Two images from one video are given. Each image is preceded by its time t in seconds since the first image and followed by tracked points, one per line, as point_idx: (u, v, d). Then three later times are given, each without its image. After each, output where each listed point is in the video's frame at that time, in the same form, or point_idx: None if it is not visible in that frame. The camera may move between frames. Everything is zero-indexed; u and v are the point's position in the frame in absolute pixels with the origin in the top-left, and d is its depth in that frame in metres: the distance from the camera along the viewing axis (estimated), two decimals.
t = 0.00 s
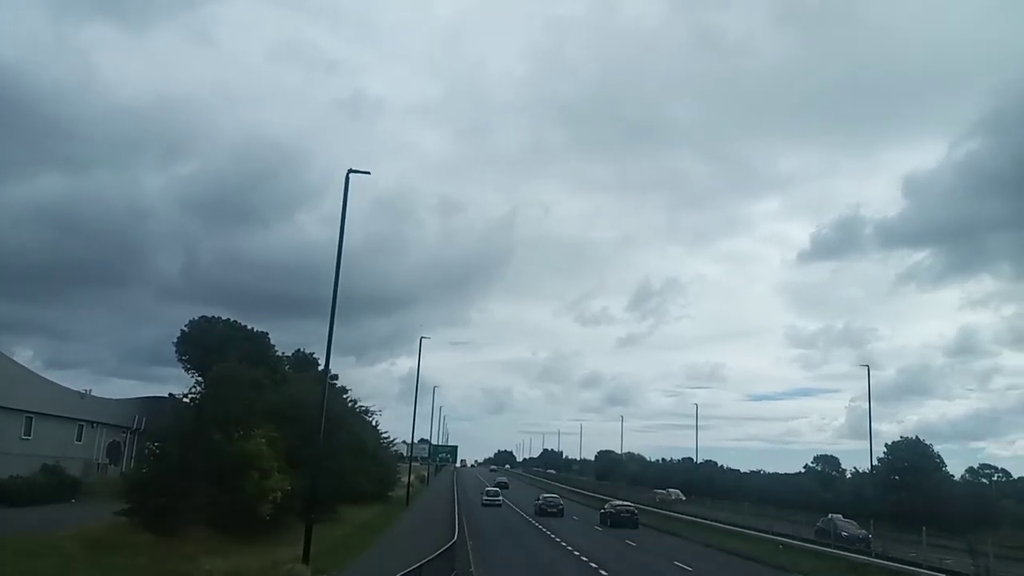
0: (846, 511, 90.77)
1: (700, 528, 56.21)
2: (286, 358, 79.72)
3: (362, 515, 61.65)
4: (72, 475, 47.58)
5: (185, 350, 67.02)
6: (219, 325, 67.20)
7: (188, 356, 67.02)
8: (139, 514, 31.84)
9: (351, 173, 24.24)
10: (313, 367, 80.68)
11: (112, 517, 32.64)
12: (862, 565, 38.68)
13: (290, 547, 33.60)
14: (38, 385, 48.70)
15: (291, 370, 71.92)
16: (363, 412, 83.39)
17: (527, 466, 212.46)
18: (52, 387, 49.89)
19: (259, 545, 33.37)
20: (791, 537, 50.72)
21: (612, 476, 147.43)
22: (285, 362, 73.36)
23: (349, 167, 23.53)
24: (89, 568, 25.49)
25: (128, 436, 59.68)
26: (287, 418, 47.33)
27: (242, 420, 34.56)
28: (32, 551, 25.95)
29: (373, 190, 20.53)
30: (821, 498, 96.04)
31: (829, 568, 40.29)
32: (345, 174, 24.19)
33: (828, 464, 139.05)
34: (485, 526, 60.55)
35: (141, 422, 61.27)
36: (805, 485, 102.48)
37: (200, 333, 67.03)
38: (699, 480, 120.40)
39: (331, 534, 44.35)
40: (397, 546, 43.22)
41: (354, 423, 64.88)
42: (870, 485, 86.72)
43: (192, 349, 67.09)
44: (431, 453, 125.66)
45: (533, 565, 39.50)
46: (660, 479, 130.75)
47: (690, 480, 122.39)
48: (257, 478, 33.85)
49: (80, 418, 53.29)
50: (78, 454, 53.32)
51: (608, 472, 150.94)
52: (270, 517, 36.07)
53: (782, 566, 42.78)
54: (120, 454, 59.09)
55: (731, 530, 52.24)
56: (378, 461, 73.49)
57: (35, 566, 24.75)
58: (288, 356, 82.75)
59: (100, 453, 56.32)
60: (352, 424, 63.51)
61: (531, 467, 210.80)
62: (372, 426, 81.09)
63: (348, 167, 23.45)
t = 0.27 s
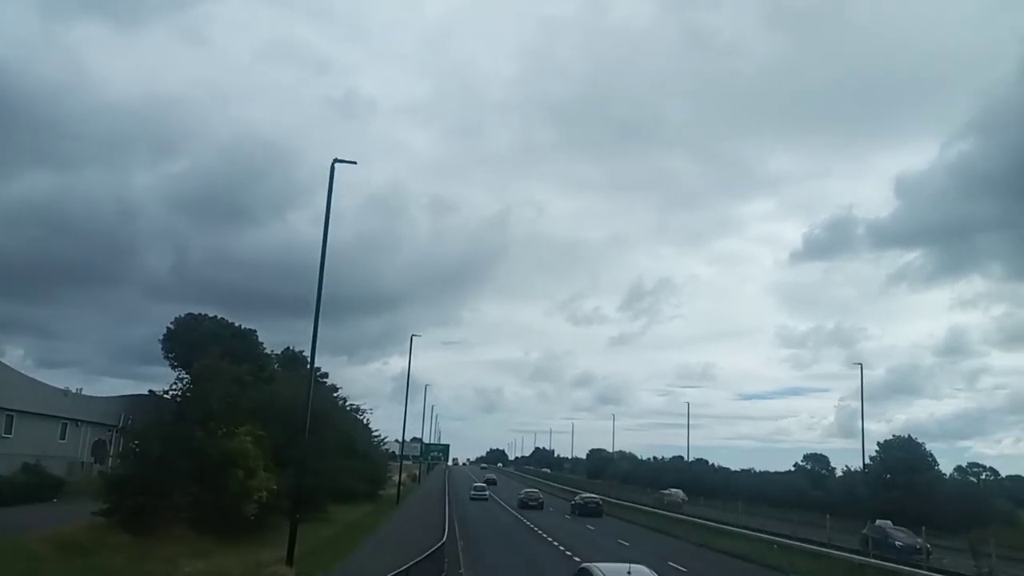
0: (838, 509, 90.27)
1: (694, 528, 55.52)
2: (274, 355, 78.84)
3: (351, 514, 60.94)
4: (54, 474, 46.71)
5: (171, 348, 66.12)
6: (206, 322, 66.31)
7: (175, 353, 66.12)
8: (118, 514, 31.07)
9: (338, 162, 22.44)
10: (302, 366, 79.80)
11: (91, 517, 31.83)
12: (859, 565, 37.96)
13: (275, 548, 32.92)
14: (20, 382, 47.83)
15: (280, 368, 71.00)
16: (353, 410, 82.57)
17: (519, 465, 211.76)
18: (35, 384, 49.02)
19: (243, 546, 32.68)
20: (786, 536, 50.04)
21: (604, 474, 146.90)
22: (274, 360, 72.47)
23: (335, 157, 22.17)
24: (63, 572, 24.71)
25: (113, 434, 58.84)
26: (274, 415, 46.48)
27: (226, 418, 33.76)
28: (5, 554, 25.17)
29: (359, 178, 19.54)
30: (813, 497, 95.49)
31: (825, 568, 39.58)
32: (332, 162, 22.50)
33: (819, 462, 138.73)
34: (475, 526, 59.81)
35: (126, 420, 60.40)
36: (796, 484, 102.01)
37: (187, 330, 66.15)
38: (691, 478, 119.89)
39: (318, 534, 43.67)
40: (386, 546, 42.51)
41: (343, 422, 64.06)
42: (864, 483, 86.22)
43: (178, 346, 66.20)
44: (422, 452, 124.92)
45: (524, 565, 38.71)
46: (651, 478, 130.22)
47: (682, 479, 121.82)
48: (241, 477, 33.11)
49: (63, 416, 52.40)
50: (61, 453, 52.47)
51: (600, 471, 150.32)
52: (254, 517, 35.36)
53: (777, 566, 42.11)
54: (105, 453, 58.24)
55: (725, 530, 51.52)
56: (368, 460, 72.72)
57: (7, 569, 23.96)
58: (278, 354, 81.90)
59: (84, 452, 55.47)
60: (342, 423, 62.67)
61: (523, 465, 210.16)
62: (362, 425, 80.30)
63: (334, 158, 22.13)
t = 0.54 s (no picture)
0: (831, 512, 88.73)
1: (687, 532, 53.70)
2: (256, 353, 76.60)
3: (332, 517, 58.95)
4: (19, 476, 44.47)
5: (148, 343, 63.90)
6: (185, 317, 64.12)
7: (152, 349, 63.91)
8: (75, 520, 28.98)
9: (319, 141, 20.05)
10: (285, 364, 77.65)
11: (47, 522, 29.72)
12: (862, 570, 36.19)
13: (243, 555, 31.02)
14: None
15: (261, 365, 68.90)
16: (337, 409, 80.45)
17: (507, 467, 209.74)
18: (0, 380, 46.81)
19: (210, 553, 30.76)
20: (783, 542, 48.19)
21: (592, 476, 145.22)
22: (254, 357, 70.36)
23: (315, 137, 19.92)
24: None
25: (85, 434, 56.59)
26: (249, 414, 44.38)
27: (195, 416, 31.75)
28: None
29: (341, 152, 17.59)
30: (805, 499, 93.95)
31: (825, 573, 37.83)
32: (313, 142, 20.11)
33: (808, 464, 137.57)
34: (460, 529, 58.02)
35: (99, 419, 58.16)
36: (787, 486, 100.51)
37: (165, 325, 63.96)
38: (680, 480, 118.34)
39: (293, 540, 41.70)
40: (365, 553, 40.55)
41: (325, 421, 61.98)
42: (857, 485, 84.69)
43: (156, 342, 63.96)
44: (408, 454, 122.87)
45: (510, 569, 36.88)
46: (640, 479, 128.59)
47: (671, 481, 120.14)
48: (210, 479, 31.18)
49: (31, 415, 50.15)
50: (29, 453, 50.22)
51: (588, 473, 148.44)
52: (223, 521, 33.44)
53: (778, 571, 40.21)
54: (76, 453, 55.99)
55: (721, 535, 49.60)
56: (350, 461, 70.64)
57: None
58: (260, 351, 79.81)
59: (54, 452, 53.23)
60: (324, 423, 60.69)
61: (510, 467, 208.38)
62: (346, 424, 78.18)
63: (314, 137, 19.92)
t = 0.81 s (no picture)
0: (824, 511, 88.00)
1: (681, 533, 52.81)
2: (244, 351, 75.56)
3: (319, 519, 57.90)
4: None
5: (133, 341, 62.72)
6: (170, 315, 62.96)
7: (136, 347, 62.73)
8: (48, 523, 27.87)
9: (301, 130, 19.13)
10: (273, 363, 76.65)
11: (18, 525, 28.57)
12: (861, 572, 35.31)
13: (225, 558, 29.99)
14: None
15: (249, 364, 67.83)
16: (325, 408, 79.44)
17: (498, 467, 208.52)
18: None
19: (190, 556, 29.73)
20: (778, 543, 47.24)
21: (583, 476, 144.27)
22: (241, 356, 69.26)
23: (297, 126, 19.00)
24: None
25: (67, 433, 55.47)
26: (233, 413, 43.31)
27: (175, 414, 30.70)
28: None
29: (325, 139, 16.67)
30: (797, 498, 93.19)
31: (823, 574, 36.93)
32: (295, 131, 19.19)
33: (800, 463, 137.00)
34: (449, 530, 57.01)
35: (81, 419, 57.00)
36: (779, 486, 99.82)
37: (150, 323, 62.79)
38: (672, 480, 117.57)
39: (278, 541, 40.73)
40: (352, 555, 39.52)
41: (313, 421, 60.91)
42: (851, 486, 84.00)
43: (140, 339, 62.79)
44: (399, 453, 121.80)
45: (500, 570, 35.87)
46: (632, 479, 127.76)
47: (664, 481, 119.29)
48: (191, 480, 30.12)
49: (11, 413, 49.08)
50: (9, 453, 49.12)
51: (581, 473, 147.56)
52: (204, 523, 32.39)
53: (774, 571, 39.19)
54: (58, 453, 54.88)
55: (716, 535, 48.57)
56: (338, 461, 69.61)
57: None
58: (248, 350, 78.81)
59: (34, 452, 52.11)
60: (313, 422, 59.66)
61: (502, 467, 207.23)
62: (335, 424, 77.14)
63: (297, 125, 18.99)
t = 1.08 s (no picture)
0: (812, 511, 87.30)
1: (670, 533, 51.81)
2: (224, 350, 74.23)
3: (301, 520, 56.63)
4: None
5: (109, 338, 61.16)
6: (148, 312, 61.45)
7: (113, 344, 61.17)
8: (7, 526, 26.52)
9: (276, 114, 18.02)
10: (255, 361, 75.37)
11: None
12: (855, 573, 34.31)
13: (196, 562, 28.78)
14: None
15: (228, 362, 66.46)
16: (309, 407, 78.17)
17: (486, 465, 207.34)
18: None
19: (159, 561, 28.47)
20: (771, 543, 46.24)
21: (571, 474, 143.19)
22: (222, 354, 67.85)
23: (272, 109, 17.89)
24: None
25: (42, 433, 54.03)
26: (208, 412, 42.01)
27: (143, 412, 29.43)
28: None
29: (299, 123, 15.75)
30: (786, 497, 92.41)
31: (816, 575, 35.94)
32: (270, 115, 18.07)
33: (787, 461, 136.42)
34: (434, 530, 55.84)
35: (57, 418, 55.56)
36: (767, 484, 99.03)
37: (127, 319, 61.24)
38: (660, 478, 116.69)
39: (253, 544, 39.48)
40: (332, 557, 38.37)
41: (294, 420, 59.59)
42: (841, 484, 83.19)
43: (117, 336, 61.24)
44: (385, 452, 120.47)
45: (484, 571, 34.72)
46: (620, 477, 126.80)
47: (652, 479, 118.36)
48: (160, 480, 28.86)
49: None
50: None
51: (568, 471, 146.33)
52: (176, 526, 31.17)
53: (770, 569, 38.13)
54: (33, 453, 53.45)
55: (707, 536, 47.45)
56: (321, 461, 68.33)
57: None
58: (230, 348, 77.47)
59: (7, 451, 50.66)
60: (294, 421, 58.45)
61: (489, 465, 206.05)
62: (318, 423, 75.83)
63: (271, 109, 17.89)
